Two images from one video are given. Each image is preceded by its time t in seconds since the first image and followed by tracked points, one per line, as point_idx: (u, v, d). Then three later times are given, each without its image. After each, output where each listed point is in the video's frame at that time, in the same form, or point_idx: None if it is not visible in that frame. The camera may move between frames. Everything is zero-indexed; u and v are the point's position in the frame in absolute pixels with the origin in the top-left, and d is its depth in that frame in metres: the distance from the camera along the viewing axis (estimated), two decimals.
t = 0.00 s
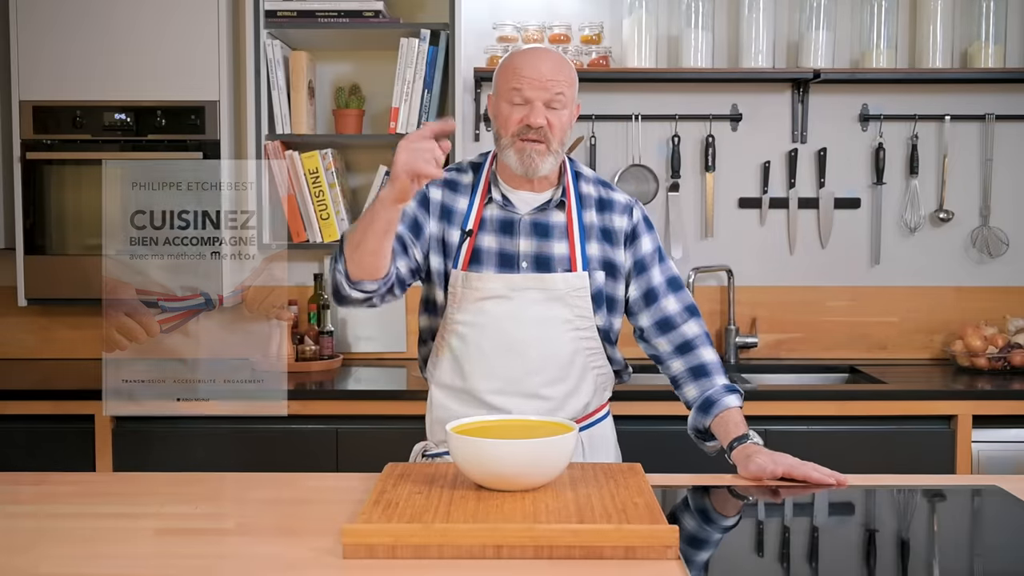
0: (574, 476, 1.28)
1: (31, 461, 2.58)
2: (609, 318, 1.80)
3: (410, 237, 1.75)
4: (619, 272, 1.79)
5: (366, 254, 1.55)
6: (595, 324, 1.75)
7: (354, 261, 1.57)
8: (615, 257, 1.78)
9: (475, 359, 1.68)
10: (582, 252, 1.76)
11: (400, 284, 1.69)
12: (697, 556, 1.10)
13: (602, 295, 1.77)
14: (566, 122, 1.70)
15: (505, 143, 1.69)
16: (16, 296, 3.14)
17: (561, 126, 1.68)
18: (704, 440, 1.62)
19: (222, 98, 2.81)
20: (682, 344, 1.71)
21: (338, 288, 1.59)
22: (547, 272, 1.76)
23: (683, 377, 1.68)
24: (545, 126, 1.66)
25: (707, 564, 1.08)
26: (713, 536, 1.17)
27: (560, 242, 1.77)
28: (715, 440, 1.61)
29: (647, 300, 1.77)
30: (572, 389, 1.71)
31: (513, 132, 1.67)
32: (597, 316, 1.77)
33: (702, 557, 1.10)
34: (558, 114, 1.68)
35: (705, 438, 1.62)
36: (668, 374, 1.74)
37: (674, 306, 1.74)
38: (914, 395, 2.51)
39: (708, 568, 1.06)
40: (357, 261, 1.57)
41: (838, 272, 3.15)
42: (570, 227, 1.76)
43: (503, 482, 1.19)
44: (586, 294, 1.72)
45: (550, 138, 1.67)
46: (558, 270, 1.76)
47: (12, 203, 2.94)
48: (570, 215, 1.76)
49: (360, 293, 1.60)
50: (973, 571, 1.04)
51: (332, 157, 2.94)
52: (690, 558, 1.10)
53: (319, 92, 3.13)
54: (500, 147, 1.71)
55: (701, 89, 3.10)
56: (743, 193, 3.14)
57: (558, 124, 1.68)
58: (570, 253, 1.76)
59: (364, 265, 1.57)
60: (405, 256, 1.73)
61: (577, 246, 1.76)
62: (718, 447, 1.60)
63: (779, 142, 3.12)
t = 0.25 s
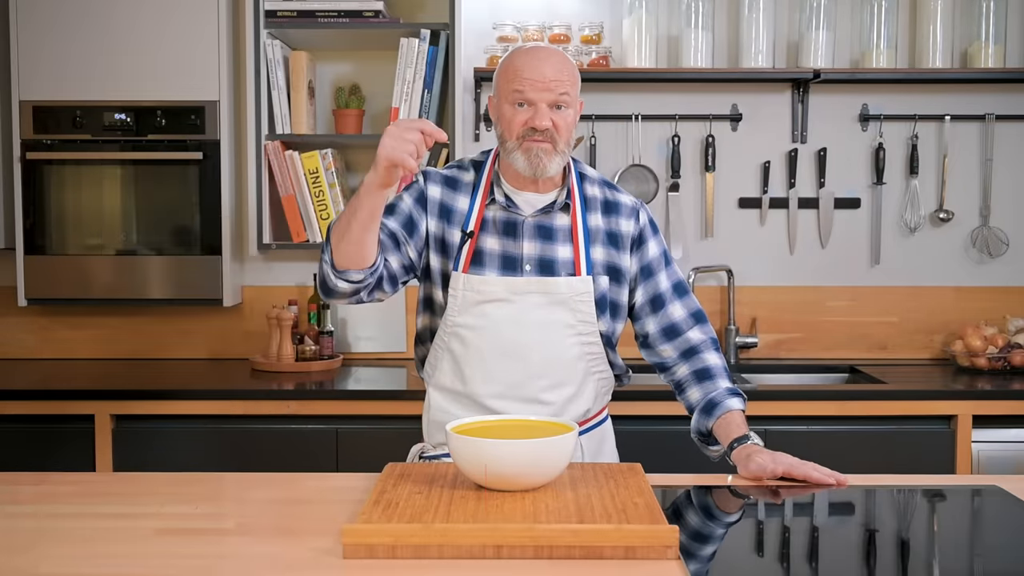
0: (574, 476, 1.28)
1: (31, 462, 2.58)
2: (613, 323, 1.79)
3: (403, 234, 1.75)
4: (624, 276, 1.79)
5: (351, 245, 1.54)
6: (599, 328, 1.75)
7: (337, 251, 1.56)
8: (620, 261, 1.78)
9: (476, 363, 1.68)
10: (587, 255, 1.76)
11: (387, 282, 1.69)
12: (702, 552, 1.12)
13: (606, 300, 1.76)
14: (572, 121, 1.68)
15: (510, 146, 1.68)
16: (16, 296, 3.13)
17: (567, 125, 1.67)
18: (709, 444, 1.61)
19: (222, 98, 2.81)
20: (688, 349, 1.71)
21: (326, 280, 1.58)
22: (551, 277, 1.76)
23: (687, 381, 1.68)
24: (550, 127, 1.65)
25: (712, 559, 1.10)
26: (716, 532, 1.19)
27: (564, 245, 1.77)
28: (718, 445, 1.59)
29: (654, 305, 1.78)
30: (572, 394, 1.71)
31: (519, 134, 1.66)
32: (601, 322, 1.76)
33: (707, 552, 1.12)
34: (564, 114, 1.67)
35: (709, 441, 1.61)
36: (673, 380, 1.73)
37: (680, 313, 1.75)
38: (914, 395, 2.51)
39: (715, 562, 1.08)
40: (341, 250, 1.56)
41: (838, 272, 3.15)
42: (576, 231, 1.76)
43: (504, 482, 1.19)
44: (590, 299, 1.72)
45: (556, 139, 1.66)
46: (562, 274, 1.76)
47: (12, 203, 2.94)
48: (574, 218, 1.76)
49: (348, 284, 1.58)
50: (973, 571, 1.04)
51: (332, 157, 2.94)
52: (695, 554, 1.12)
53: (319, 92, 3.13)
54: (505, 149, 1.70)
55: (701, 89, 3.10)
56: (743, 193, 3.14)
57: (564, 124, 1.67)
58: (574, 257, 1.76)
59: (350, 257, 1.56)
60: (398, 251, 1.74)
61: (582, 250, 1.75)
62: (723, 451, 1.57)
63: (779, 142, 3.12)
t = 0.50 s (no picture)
0: (574, 476, 1.28)
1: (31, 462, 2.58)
2: (617, 327, 1.79)
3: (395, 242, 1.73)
4: (628, 280, 1.78)
5: (340, 270, 1.57)
6: (603, 334, 1.75)
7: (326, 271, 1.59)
8: (624, 264, 1.78)
9: (478, 369, 1.69)
10: (590, 259, 1.75)
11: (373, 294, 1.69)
12: (705, 550, 1.13)
13: (610, 305, 1.77)
14: (570, 127, 1.67)
15: (509, 156, 1.67)
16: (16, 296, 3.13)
17: (565, 132, 1.66)
18: (710, 445, 1.60)
19: (221, 98, 2.81)
20: (691, 350, 1.72)
21: (311, 290, 1.61)
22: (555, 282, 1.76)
23: (690, 381, 1.68)
24: (548, 136, 1.64)
25: (715, 557, 1.11)
26: (719, 530, 1.20)
27: (567, 250, 1.77)
28: (718, 445, 1.58)
29: (658, 308, 1.78)
30: (576, 400, 1.71)
31: (517, 144, 1.65)
32: (604, 327, 1.77)
33: (712, 550, 1.13)
34: (562, 121, 1.66)
35: (710, 442, 1.60)
36: (675, 380, 1.73)
37: (684, 315, 1.76)
38: (914, 395, 2.51)
39: (718, 560, 1.09)
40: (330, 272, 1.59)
41: (839, 272, 3.15)
42: (579, 234, 1.76)
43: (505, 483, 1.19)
44: (594, 305, 1.71)
45: (555, 147, 1.65)
46: (565, 280, 1.75)
47: (12, 204, 2.94)
48: (577, 222, 1.76)
49: (332, 302, 1.63)
50: (973, 571, 1.04)
51: (332, 157, 2.94)
52: (698, 552, 1.12)
53: (319, 92, 3.13)
54: (503, 158, 1.69)
55: (701, 89, 3.10)
56: (743, 193, 3.14)
57: (562, 132, 1.66)
58: (577, 262, 1.76)
59: (338, 279, 1.59)
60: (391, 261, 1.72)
61: (585, 253, 1.75)
62: (724, 452, 1.56)
63: (779, 142, 3.12)
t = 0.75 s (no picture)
0: (574, 476, 1.28)
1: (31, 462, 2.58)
2: (620, 329, 1.80)
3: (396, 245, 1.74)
4: (631, 281, 1.78)
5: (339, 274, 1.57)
6: (604, 336, 1.75)
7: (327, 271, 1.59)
8: (627, 265, 1.78)
9: (480, 370, 1.69)
10: (592, 261, 1.76)
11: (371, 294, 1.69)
12: (706, 550, 1.13)
13: (612, 306, 1.77)
14: (571, 127, 1.67)
15: (509, 158, 1.67)
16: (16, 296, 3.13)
17: (566, 133, 1.66)
18: (710, 445, 1.60)
19: (222, 97, 2.81)
20: (693, 351, 1.72)
21: (311, 289, 1.63)
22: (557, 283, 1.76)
23: (691, 381, 1.68)
24: (549, 138, 1.63)
25: (716, 556, 1.11)
26: (720, 529, 1.20)
27: (570, 251, 1.77)
28: (720, 446, 1.58)
29: (661, 308, 1.78)
30: (578, 401, 1.70)
31: (518, 147, 1.65)
32: (606, 328, 1.77)
33: (713, 549, 1.13)
34: (562, 122, 1.65)
35: (711, 442, 1.60)
36: (677, 381, 1.73)
37: (686, 315, 1.76)
38: (914, 395, 2.51)
39: (720, 559, 1.09)
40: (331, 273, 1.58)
41: (839, 272, 3.15)
42: (581, 235, 1.76)
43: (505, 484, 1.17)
44: (596, 306, 1.71)
45: (556, 149, 1.65)
46: (567, 281, 1.75)
47: (12, 204, 2.94)
48: (580, 223, 1.76)
49: (333, 302, 1.64)
50: (973, 571, 1.04)
51: (332, 157, 2.94)
52: (699, 551, 1.13)
53: (319, 92, 3.13)
54: (505, 160, 1.69)
55: (701, 89, 3.10)
56: (743, 193, 3.14)
57: (562, 133, 1.65)
58: (580, 263, 1.76)
59: (339, 280, 1.58)
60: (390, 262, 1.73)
61: (587, 254, 1.75)
62: (724, 453, 1.55)
63: (779, 142, 3.12)
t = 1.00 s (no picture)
0: (575, 476, 1.28)
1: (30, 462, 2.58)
2: (621, 329, 1.80)
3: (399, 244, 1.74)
4: (633, 281, 1.78)
5: (341, 267, 1.57)
6: (606, 335, 1.75)
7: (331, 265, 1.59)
8: (630, 266, 1.78)
9: (482, 369, 1.68)
10: (594, 261, 1.76)
11: (372, 291, 1.67)
12: (707, 548, 1.13)
13: (614, 306, 1.77)
14: (572, 129, 1.66)
15: (512, 162, 1.67)
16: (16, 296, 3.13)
17: (568, 136, 1.65)
18: (710, 445, 1.60)
19: (221, 98, 2.81)
20: (695, 352, 1.72)
21: (315, 286, 1.62)
22: (559, 283, 1.76)
23: (693, 381, 1.68)
24: (550, 142, 1.63)
25: (717, 556, 1.11)
26: (721, 528, 1.20)
27: (572, 250, 1.77)
28: (721, 446, 1.58)
29: (662, 309, 1.78)
30: (579, 401, 1.71)
31: (519, 150, 1.64)
32: (607, 327, 1.77)
33: (715, 548, 1.13)
34: (564, 124, 1.64)
35: (711, 443, 1.60)
36: (677, 381, 1.73)
37: (688, 316, 1.76)
38: (914, 395, 2.51)
39: (721, 558, 1.10)
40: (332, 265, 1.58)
41: (839, 272, 3.15)
42: (583, 235, 1.76)
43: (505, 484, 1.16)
44: (597, 306, 1.72)
45: (557, 152, 1.64)
46: (569, 281, 1.75)
47: (12, 204, 2.94)
48: (582, 223, 1.76)
49: (333, 298, 1.62)
50: (973, 571, 1.04)
51: (332, 157, 2.94)
52: (701, 550, 1.13)
53: (319, 92, 3.13)
54: (507, 162, 1.69)
55: (701, 88, 3.10)
56: (743, 193, 3.14)
57: (564, 136, 1.64)
58: (582, 263, 1.76)
59: (341, 273, 1.58)
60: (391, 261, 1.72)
61: (589, 254, 1.75)
62: (724, 453, 1.55)
63: (779, 142, 3.12)
